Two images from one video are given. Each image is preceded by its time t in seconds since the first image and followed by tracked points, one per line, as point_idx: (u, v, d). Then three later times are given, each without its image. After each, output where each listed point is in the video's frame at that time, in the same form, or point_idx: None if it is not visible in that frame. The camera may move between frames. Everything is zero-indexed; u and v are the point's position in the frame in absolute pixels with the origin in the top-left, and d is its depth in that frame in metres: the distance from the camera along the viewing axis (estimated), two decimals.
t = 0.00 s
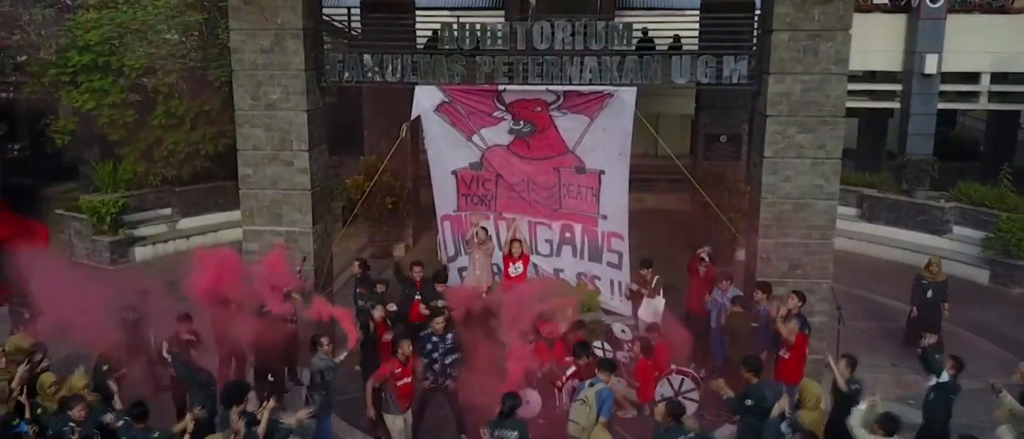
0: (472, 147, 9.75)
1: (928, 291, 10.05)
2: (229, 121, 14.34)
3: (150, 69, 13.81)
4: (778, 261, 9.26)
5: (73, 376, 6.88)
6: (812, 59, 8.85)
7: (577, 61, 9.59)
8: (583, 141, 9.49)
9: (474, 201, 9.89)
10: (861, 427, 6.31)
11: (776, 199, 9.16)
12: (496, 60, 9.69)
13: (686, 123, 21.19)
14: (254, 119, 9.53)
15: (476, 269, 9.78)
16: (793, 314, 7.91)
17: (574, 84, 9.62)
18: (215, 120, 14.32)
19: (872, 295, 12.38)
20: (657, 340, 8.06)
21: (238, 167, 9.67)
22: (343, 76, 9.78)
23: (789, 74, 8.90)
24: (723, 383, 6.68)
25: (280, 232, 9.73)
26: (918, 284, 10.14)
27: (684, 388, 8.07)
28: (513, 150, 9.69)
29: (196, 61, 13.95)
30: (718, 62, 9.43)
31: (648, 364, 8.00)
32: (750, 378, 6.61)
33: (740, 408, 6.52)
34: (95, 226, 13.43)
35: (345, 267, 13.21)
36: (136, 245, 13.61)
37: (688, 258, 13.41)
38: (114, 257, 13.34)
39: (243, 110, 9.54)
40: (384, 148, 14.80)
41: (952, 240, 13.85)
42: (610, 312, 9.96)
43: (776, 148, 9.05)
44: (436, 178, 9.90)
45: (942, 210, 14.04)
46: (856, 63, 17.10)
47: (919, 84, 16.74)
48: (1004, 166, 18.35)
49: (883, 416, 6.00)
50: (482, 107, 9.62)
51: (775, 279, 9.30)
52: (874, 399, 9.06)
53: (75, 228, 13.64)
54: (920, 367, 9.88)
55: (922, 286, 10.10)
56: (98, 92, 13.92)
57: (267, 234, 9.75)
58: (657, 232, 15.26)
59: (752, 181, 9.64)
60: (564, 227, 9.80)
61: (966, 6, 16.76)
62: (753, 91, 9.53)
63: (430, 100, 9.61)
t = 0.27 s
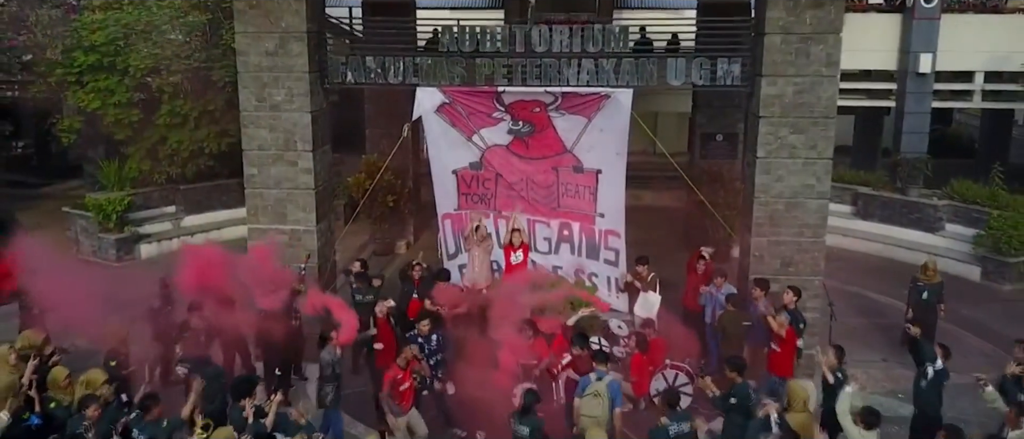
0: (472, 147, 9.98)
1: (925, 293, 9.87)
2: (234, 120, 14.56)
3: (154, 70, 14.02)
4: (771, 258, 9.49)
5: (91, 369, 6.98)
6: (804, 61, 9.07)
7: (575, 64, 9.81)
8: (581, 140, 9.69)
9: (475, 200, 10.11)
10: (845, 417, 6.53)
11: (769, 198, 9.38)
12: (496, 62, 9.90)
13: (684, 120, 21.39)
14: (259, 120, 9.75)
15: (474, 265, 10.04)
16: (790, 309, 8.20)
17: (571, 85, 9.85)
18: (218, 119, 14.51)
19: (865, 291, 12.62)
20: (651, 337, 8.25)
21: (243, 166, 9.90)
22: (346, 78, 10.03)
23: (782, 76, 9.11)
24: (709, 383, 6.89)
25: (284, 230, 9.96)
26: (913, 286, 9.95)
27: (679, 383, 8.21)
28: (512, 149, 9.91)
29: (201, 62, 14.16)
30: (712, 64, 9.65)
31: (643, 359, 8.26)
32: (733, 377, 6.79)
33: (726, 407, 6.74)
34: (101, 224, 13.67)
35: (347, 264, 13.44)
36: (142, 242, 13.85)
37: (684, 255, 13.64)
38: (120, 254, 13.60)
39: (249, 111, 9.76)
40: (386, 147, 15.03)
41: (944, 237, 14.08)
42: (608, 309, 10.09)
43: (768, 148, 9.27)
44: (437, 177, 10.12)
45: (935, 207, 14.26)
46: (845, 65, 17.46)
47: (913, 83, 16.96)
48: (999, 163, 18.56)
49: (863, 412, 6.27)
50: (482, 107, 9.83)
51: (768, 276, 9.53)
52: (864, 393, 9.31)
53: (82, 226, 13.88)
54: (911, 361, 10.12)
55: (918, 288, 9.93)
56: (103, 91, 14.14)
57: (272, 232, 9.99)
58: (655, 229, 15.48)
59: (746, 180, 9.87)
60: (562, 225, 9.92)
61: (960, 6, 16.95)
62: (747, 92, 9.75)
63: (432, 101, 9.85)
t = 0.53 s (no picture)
0: (473, 147, 10.24)
1: (920, 292, 9.87)
2: (239, 120, 14.77)
3: (159, 70, 14.26)
4: (763, 256, 9.76)
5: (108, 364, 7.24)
6: (795, 64, 9.32)
7: (572, 66, 10.05)
8: (579, 141, 9.95)
9: (475, 198, 10.35)
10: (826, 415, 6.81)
11: (761, 197, 9.65)
12: (495, 64, 10.15)
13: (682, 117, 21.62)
14: (265, 121, 10.01)
15: (475, 262, 10.27)
16: (784, 305, 8.59)
17: (568, 87, 10.09)
18: (222, 118, 14.75)
19: (857, 288, 12.89)
20: (647, 331, 8.44)
21: (249, 166, 10.16)
22: (350, 80, 10.30)
23: (774, 79, 9.37)
24: (699, 379, 7.16)
25: (289, 228, 10.22)
26: (909, 285, 9.96)
27: (673, 376, 8.67)
28: (512, 149, 10.16)
29: (206, 62, 14.41)
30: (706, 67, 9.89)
31: (639, 353, 8.45)
32: (721, 372, 7.04)
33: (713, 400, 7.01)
34: (108, 221, 13.95)
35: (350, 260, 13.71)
36: (148, 240, 14.12)
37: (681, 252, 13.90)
38: (126, 251, 13.88)
39: (255, 112, 10.02)
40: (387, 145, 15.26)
41: (936, 235, 14.34)
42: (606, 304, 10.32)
43: (761, 148, 9.53)
44: (438, 177, 10.40)
45: (927, 205, 14.53)
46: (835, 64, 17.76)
47: (907, 82, 17.22)
48: (992, 161, 18.81)
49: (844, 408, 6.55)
50: (482, 108, 10.09)
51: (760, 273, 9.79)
52: (853, 387, 9.59)
53: (89, 223, 14.15)
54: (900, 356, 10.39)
55: (913, 288, 9.93)
56: (109, 91, 14.39)
57: (278, 230, 10.25)
58: (652, 226, 15.74)
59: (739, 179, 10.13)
60: (560, 223, 10.18)
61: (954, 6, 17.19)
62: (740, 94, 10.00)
63: (433, 102, 10.11)
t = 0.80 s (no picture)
0: (474, 146, 10.45)
1: (914, 292, 9.97)
2: (243, 118, 15.04)
3: (165, 70, 14.56)
4: (756, 252, 10.04)
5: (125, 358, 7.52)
6: (787, 66, 9.59)
7: (571, 68, 10.32)
8: (578, 140, 10.20)
9: (476, 196, 10.58)
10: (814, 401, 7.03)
11: (754, 195, 9.92)
12: (495, 65, 10.42)
13: (680, 115, 21.86)
14: (271, 121, 10.28)
15: (475, 257, 10.44)
16: (781, 297, 8.81)
17: (566, 88, 10.36)
18: (227, 117, 14.99)
19: (850, 283, 13.17)
20: (643, 326, 8.74)
21: (255, 165, 10.43)
22: (354, 80, 10.59)
23: (767, 80, 9.63)
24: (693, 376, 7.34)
25: (295, 225, 10.49)
26: (903, 285, 10.08)
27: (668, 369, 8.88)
28: (511, 148, 10.39)
29: (212, 62, 14.70)
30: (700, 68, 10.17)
31: (636, 346, 8.73)
32: (712, 369, 7.16)
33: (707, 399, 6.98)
34: (115, 218, 14.24)
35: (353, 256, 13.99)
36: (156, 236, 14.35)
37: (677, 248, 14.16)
38: (133, 247, 14.16)
39: (261, 113, 10.28)
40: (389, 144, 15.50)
41: (928, 231, 14.62)
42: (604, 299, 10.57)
43: (754, 148, 9.80)
44: (440, 175, 10.61)
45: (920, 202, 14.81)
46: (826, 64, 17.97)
47: (901, 80, 17.48)
48: (985, 158, 19.08)
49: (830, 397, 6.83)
50: (482, 109, 10.31)
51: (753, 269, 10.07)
52: (844, 379, 9.87)
53: (96, 220, 14.43)
54: (890, 349, 10.68)
55: (907, 288, 10.04)
56: (116, 90, 14.70)
57: (283, 227, 10.52)
58: (648, 222, 16.00)
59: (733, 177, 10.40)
60: (560, 220, 10.42)
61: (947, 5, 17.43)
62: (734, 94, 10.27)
63: (435, 102, 10.33)
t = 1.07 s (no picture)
0: (474, 144, 10.67)
1: (907, 291, 9.97)
2: (248, 117, 15.25)
3: (170, 69, 14.83)
4: (750, 248, 10.30)
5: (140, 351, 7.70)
6: (780, 67, 9.83)
7: (569, 68, 10.57)
8: (577, 139, 10.43)
9: (476, 194, 10.76)
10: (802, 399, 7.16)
11: (747, 193, 10.18)
12: (495, 66, 10.67)
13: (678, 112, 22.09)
14: (276, 120, 10.53)
15: (476, 253, 10.64)
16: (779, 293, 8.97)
17: (565, 88, 10.62)
18: (231, 115, 15.21)
19: (843, 278, 13.44)
20: (640, 321, 8.97)
21: (261, 163, 10.68)
22: (357, 81, 10.86)
23: (760, 80, 9.88)
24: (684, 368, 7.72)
25: (300, 222, 10.75)
26: (896, 285, 10.07)
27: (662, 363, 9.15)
28: (511, 147, 10.60)
29: (217, 62, 14.96)
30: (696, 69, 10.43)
31: (632, 340, 9.03)
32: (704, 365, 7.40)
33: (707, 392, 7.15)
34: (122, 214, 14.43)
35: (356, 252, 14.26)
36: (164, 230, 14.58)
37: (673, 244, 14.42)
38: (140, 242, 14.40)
39: (267, 112, 10.54)
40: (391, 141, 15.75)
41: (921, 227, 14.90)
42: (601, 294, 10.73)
43: (747, 147, 10.05)
44: (442, 173, 10.79)
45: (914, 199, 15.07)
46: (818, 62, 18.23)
47: (896, 79, 17.72)
48: (979, 155, 19.31)
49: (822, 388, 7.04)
50: (483, 108, 10.55)
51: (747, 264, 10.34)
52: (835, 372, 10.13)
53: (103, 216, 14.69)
54: (880, 343, 10.95)
55: (901, 287, 10.03)
56: (123, 89, 14.96)
57: (288, 224, 10.78)
58: (646, 219, 16.25)
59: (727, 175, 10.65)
60: (558, 217, 10.59)
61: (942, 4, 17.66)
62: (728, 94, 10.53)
63: (436, 102, 10.54)
